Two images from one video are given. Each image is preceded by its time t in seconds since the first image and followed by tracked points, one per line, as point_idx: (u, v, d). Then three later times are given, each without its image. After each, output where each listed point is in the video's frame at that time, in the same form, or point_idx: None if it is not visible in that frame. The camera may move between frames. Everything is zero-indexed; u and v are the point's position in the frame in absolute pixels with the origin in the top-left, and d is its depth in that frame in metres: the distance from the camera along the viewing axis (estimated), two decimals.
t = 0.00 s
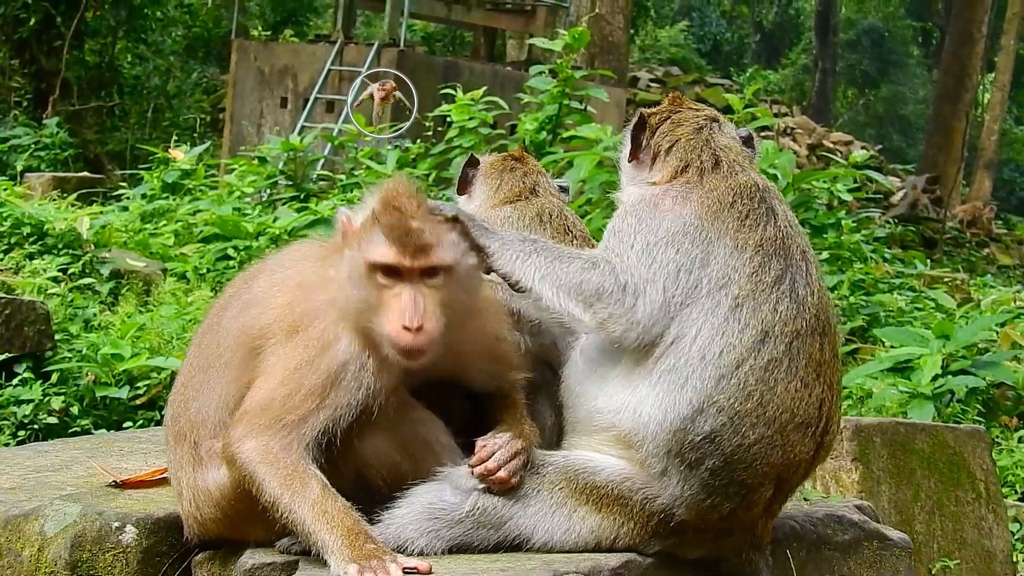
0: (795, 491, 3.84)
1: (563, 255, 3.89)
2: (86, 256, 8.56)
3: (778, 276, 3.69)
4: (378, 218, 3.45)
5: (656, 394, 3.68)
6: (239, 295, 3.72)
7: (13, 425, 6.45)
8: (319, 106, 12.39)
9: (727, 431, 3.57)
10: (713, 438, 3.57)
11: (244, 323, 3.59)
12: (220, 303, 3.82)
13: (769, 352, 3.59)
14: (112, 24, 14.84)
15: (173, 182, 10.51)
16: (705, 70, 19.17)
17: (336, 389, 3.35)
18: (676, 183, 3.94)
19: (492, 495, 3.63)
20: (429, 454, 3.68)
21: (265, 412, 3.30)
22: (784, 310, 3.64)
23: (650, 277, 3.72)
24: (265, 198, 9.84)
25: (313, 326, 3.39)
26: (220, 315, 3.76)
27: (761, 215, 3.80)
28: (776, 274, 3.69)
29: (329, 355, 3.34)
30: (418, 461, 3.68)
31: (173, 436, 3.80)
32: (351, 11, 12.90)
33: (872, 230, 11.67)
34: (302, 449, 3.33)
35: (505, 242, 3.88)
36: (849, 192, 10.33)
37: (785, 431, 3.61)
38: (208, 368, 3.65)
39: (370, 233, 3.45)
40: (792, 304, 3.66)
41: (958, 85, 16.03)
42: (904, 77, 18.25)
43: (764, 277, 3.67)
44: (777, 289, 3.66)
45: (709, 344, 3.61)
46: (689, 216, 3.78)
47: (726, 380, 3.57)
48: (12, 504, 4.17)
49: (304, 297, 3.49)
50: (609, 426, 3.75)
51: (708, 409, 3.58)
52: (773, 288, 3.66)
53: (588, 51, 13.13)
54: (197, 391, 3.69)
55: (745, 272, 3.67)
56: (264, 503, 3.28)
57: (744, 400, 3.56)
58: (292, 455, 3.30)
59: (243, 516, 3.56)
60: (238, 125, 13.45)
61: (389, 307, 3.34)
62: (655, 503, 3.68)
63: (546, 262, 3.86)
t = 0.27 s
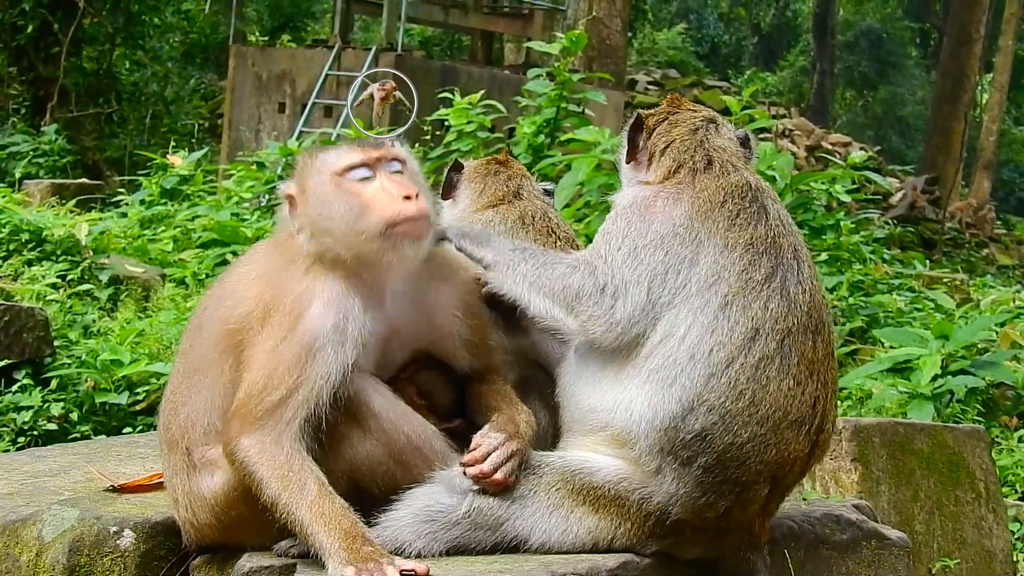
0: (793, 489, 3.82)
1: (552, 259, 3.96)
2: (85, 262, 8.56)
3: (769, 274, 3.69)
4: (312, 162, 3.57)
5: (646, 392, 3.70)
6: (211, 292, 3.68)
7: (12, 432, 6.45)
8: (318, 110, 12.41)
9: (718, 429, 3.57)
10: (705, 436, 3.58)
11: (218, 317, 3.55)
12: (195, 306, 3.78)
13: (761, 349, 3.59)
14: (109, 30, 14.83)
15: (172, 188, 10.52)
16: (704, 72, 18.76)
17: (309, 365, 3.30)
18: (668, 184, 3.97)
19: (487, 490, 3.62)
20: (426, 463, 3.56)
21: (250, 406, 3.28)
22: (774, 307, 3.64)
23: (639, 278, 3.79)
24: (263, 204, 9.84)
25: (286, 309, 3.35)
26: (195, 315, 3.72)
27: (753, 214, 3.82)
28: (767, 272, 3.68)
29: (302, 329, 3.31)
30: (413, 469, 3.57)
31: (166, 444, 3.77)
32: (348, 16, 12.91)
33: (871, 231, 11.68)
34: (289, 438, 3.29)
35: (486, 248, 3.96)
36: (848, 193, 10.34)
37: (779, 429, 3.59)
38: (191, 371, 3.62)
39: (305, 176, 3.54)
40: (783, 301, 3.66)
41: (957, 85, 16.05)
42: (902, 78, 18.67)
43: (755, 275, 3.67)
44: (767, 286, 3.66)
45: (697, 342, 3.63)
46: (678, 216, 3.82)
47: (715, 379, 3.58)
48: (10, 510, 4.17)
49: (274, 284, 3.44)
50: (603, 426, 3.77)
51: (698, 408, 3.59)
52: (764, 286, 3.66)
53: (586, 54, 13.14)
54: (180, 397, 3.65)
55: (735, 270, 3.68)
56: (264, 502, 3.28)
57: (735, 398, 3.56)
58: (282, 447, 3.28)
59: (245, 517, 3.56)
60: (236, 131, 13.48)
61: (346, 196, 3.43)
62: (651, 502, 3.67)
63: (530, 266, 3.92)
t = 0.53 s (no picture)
0: (789, 489, 3.82)
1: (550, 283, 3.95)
2: (82, 266, 8.56)
3: (765, 274, 3.69)
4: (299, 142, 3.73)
5: (645, 394, 3.69)
6: (194, 292, 3.66)
7: (10, 436, 6.45)
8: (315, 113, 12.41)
9: (716, 430, 3.56)
10: (703, 437, 3.57)
11: (206, 312, 3.54)
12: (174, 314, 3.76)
13: (757, 349, 3.59)
14: (106, 34, 14.85)
15: (169, 191, 10.52)
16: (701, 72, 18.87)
17: (314, 334, 3.33)
18: (662, 185, 3.97)
19: (480, 487, 3.64)
20: (414, 469, 3.61)
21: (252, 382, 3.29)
22: (771, 307, 3.64)
23: (638, 281, 3.77)
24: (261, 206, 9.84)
25: (284, 285, 3.37)
26: (178, 317, 3.70)
27: (746, 214, 3.83)
28: (763, 272, 3.69)
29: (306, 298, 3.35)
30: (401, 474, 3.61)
31: (157, 455, 3.76)
32: (345, 19, 12.90)
33: (869, 231, 11.68)
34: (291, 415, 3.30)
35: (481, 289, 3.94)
36: (846, 193, 10.35)
37: (776, 429, 3.60)
38: (178, 375, 3.61)
39: (299, 151, 3.69)
40: (779, 300, 3.66)
41: (954, 84, 16.04)
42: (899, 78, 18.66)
43: (751, 276, 3.68)
44: (763, 285, 3.67)
45: (696, 344, 3.62)
46: (673, 218, 3.82)
47: (714, 381, 3.58)
48: (6, 514, 4.17)
49: (269, 266, 3.46)
50: (600, 428, 3.75)
51: (697, 409, 3.58)
52: (760, 286, 3.66)
53: (583, 55, 13.16)
54: (170, 401, 3.63)
55: (731, 271, 3.69)
56: (265, 492, 3.28)
57: (734, 399, 3.56)
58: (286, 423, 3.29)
59: (243, 514, 3.56)
60: (234, 134, 13.54)
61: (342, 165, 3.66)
62: (648, 503, 3.66)
63: (528, 295, 3.92)
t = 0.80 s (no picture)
0: (788, 492, 3.82)
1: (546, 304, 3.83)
2: (80, 270, 8.56)
3: (764, 278, 3.69)
4: (301, 137, 3.87)
5: (646, 398, 3.69)
6: (192, 298, 3.66)
7: (8, 440, 6.45)
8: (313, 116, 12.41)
9: (717, 435, 3.56)
10: (704, 441, 3.57)
11: (209, 313, 3.54)
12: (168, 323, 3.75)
13: (758, 353, 3.59)
14: (104, 37, 14.86)
15: (167, 195, 10.52)
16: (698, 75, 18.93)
17: (327, 322, 3.36)
18: (660, 189, 3.96)
19: (479, 493, 3.63)
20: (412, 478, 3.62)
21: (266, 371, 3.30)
22: (771, 311, 3.64)
23: (639, 287, 3.74)
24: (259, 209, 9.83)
25: (296, 276, 3.41)
26: (176, 324, 3.69)
27: (745, 218, 3.82)
28: (763, 277, 3.69)
29: (319, 284, 3.39)
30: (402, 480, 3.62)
31: (155, 464, 3.75)
32: (342, 22, 12.90)
33: (866, 234, 11.69)
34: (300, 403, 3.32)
35: (472, 321, 3.78)
36: (843, 196, 10.36)
37: (777, 433, 3.60)
38: (178, 382, 3.59)
39: (297, 151, 3.81)
40: (779, 304, 3.66)
41: (951, 87, 16.06)
42: (897, 80, 18.87)
43: (751, 280, 3.68)
44: (763, 289, 3.67)
45: (697, 349, 3.62)
46: (672, 222, 3.81)
47: (715, 385, 3.58)
48: (5, 518, 4.17)
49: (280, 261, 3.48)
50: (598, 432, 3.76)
51: (698, 413, 3.58)
52: (760, 290, 3.66)
53: (580, 58, 13.18)
54: (170, 408, 3.63)
55: (731, 275, 3.68)
56: (270, 485, 3.30)
57: (735, 403, 3.56)
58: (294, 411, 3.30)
59: (245, 515, 3.57)
60: (231, 138, 13.55)
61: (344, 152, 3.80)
62: (647, 507, 3.66)
63: (525, 321, 3.79)
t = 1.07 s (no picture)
0: (790, 494, 3.81)
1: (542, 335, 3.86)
2: (80, 272, 8.56)
3: (764, 280, 3.68)
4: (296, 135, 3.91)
5: (648, 402, 3.68)
6: (188, 300, 3.65)
7: (9, 442, 6.44)
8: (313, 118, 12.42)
9: (719, 438, 3.55)
10: (706, 444, 3.57)
11: (208, 313, 3.53)
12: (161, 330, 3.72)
13: (760, 356, 3.58)
14: (104, 40, 14.86)
15: (168, 197, 10.52)
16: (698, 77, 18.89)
17: (335, 311, 3.39)
18: (661, 192, 3.95)
19: (482, 498, 3.63)
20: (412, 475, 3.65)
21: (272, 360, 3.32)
22: (772, 313, 3.63)
23: (640, 292, 3.73)
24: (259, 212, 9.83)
25: (297, 264, 3.42)
26: (170, 328, 3.67)
27: (745, 220, 3.81)
28: (764, 279, 3.67)
29: (323, 273, 3.41)
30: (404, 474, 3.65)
31: (152, 470, 3.74)
32: (343, 24, 12.89)
33: (867, 236, 11.69)
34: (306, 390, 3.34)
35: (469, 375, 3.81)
36: (844, 198, 10.36)
37: (779, 435, 3.59)
38: (177, 390, 3.59)
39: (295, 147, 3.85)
40: (780, 306, 3.65)
41: (951, 90, 16.07)
42: (898, 83, 18.91)
43: (752, 282, 3.66)
44: (764, 291, 3.65)
45: (698, 352, 3.61)
46: (673, 225, 3.80)
47: (717, 388, 3.56)
48: (6, 519, 4.17)
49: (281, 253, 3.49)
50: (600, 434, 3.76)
51: (700, 416, 3.57)
52: (761, 292, 3.65)
53: (580, 61, 13.19)
54: (168, 413, 3.62)
55: (732, 277, 3.67)
56: (278, 474, 3.31)
57: (737, 405, 3.55)
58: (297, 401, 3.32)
59: (248, 513, 3.58)
60: (232, 140, 13.55)
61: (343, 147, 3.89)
62: (648, 509, 3.66)
63: (523, 358, 3.82)
